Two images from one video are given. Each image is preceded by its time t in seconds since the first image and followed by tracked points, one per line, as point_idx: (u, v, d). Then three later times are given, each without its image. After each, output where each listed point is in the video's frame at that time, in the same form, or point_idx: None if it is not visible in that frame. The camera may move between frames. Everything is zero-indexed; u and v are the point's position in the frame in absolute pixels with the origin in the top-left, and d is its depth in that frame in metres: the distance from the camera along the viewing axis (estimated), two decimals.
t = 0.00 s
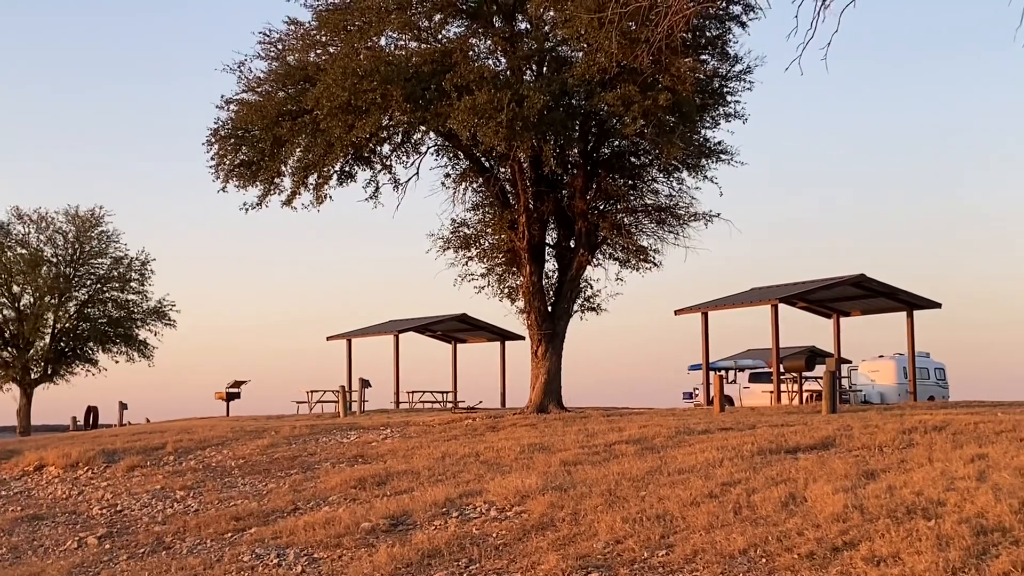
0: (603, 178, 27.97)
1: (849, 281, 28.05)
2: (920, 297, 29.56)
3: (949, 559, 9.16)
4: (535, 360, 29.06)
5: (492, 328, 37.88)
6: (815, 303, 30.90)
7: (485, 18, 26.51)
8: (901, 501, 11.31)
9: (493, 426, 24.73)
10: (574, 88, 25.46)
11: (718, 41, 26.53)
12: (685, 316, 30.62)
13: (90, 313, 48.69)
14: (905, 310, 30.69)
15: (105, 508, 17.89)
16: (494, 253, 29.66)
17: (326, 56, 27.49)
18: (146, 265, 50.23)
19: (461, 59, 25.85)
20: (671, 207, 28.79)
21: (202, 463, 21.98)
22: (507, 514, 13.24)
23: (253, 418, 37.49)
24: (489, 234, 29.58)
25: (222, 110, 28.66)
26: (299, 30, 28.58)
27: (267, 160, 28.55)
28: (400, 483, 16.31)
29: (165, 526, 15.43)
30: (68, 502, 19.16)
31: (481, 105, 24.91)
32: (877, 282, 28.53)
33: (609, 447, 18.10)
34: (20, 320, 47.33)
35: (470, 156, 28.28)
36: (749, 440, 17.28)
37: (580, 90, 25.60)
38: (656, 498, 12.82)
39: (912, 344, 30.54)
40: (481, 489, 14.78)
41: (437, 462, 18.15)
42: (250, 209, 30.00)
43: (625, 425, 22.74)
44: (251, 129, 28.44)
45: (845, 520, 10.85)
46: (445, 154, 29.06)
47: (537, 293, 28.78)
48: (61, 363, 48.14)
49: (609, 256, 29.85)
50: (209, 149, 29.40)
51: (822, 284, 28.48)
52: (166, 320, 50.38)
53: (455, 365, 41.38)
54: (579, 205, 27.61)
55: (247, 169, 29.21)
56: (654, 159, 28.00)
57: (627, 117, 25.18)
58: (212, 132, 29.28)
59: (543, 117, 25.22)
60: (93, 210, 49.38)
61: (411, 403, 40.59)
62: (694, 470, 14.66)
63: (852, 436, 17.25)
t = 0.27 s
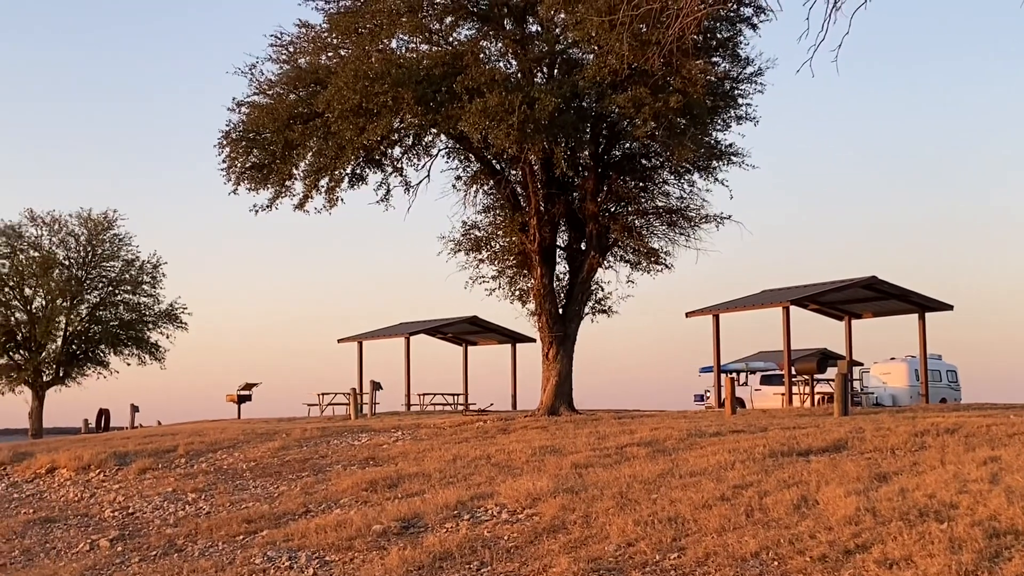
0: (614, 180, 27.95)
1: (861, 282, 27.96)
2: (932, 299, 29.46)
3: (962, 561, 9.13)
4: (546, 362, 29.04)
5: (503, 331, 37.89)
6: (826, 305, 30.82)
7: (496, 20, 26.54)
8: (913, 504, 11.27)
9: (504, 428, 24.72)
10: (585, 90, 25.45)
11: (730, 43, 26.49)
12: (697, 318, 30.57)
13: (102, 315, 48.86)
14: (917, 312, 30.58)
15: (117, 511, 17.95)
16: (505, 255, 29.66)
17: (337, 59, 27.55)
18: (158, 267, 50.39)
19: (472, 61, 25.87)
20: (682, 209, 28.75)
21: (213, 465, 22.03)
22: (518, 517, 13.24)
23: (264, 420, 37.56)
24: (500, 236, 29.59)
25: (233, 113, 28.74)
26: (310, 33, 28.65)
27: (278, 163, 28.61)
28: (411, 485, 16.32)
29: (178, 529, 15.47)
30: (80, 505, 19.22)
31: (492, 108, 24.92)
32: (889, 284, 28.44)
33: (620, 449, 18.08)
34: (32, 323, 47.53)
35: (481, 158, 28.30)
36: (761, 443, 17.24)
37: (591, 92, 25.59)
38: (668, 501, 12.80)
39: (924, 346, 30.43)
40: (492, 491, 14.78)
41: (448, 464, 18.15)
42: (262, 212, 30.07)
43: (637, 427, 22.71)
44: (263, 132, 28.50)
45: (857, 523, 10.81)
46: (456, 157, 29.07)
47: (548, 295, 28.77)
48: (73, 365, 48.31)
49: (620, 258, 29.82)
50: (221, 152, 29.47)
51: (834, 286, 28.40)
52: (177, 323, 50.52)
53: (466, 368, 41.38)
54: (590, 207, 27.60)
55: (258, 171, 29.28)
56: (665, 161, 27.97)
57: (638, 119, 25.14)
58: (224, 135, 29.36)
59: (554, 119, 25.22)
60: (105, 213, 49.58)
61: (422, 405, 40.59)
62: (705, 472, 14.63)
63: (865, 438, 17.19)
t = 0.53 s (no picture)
0: (625, 182, 27.91)
1: (874, 285, 27.87)
2: (945, 301, 29.33)
3: (977, 564, 9.08)
4: (558, 364, 29.02)
5: (515, 333, 37.88)
6: (839, 307, 30.72)
7: (508, 22, 26.58)
8: (927, 506, 11.22)
9: (516, 431, 24.71)
10: (596, 92, 25.44)
11: (742, 45, 26.45)
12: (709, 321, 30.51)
13: (115, 318, 49.03)
14: (930, 314, 30.45)
15: (130, 513, 18.00)
16: (517, 257, 29.67)
17: (348, 62, 27.61)
18: (171, 270, 50.54)
19: (484, 64, 25.89)
20: (694, 211, 28.70)
21: (226, 468, 22.07)
22: (531, 519, 13.23)
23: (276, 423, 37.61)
24: (511, 239, 29.59)
25: (245, 115, 28.81)
26: (322, 36, 28.71)
27: (290, 165, 28.68)
28: (424, 488, 16.33)
29: (191, 531, 15.50)
30: (94, 507, 19.28)
31: (503, 110, 24.92)
32: (902, 286, 28.34)
33: (633, 452, 18.05)
34: (46, 325, 47.73)
35: (493, 161, 28.31)
36: (773, 446, 17.19)
37: (603, 94, 25.58)
38: (681, 504, 12.78)
39: (937, 348, 30.30)
40: (505, 493, 14.77)
41: (460, 466, 18.15)
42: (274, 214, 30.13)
43: (649, 430, 22.67)
44: (274, 134, 28.55)
45: (871, 526, 10.77)
46: (468, 159, 29.07)
47: (560, 297, 28.75)
48: (86, 368, 48.48)
49: (632, 261, 29.79)
50: (234, 155, 29.55)
51: (846, 288, 28.31)
52: (190, 325, 50.66)
53: (478, 370, 41.37)
54: (602, 209, 27.58)
55: (270, 174, 29.34)
56: (677, 163, 27.93)
57: (649, 121, 25.11)
58: (236, 137, 29.44)
59: (566, 121, 25.21)
60: (118, 216, 49.75)
61: (434, 408, 40.58)
62: (718, 475, 14.60)
63: (878, 441, 17.13)
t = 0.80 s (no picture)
0: (637, 185, 27.88)
1: (886, 287, 27.77)
2: (958, 303, 29.22)
3: (991, 567, 9.04)
4: (569, 367, 29.01)
5: (526, 335, 37.87)
6: (851, 310, 30.62)
7: (519, 25, 26.63)
8: (941, 509, 11.17)
9: (528, 433, 24.69)
10: (608, 94, 25.42)
11: (753, 47, 26.41)
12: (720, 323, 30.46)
13: (127, 320, 49.17)
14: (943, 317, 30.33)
15: (143, 515, 18.05)
16: (528, 259, 29.67)
17: (360, 64, 27.66)
18: (183, 272, 50.69)
19: (496, 66, 25.89)
20: (705, 214, 28.66)
21: (239, 470, 22.11)
22: (543, 522, 13.23)
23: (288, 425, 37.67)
24: (523, 241, 29.60)
25: (257, 118, 28.88)
26: (333, 39, 28.78)
27: (302, 168, 28.75)
28: (436, 490, 16.33)
29: (203, 533, 15.53)
30: (107, 509, 19.35)
31: (514, 112, 24.92)
32: (915, 288, 28.23)
33: (644, 454, 18.04)
34: (58, 328, 47.92)
35: (504, 163, 28.32)
36: (786, 448, 17.14)
37: (614, 97, 25.56)
38: (693, 506, 12.75)
39: (950, 350, 30.19)
40: (517, 496, 14.76)
41: (472, 469, 18.15)
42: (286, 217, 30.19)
43: (660, 432, 22.63)
44: (286, 137, 28.61)
45: (884, 529, 10.73)
46: (479, 161, 29.08)
47: (571, 299, 28.74)
48: (98, 370, 48.64)
49: (644, 263, 29.76)
50: (246, 158, 29.63)
51: (858, 290, 28.22)
52: (202, 327, 50.79)
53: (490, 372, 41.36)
54: (613, 212, 27.56)
55: (282, 177, 29.41)
56: (688, 165, 27.89)
57: (661, 123, 25.08)
58: (248, 140, 29.52)
59: (577, 124, 25.20)
60: (130, 219, 49.92)
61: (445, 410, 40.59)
62: (730, 478, 14.56)
63: (890, 444, 17.07)
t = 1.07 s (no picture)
0: (648, 187, 27.84)
1: (898, 289, 27.68)
2: (970, 306, 29.11)
3: (1004, 570, 9.00)
4: (581, 369, 28.99)
5: (538, 337, 37.85)
6: (863, 312, 30.53)
7: (530, 27, 26.67)
8: (954, 512, 11.12)
9: (539, 436, 24.68)
10: (619, 97, 25.41)
11: (765, 49, 26.36)
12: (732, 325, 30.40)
13: (138, 323, 49.32)
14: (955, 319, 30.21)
15: (156, 517, 18.11)
16: (539, 262, 29.68)
17: (371, 67, 27.71)
18: (194, 275, 50.80)
19: (507, 69, 25.90)
20: (717, 216, 28.62)
21: (251, 472, 22.15)
22: (555, 524, 13.22)
23: (300, 427, 37.72)
24: (534, 243, 29.60)
25: (269, 121, 28.95)
26: (345, 42, 28.84)
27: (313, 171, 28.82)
28: (448, 492, 16.33)
29: (216, 535, 15.57)
30: (119, 511, 19.41)
31: (526, 115, 24.93)
32: (927, 290, 28.13)
33: (656, 456, 18.01)
34: (70, 330, 48.09)
35: (516, 165, 28.33)
36: (798, 451, 17.09)
37: (626, 99, 25.55)
38: (706, 509, 12.72)
39: (962, 352, 30.07)
40: (529, 498, 14.75)
41: (484, 471, 18.15)
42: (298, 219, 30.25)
43: (672, 435, 22.59)
44: (298, 140, 28.67)
45: (897, 531, 10.69)
46: (491, 164, 29.09)
47: (583, 302, 28.72)
48: (110, 372, 48.79)
49: (655, 265, 29.74)
50: (257, 161, 29.71)
51: (871, 293, 28.14)
52: (213, 329, 50.91)
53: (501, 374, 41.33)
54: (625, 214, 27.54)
55: (294, 179, 29.49)
56: (700, 167, 27.85)
57: (673, 126, 25.05)
58: (260, 143, 29.60)
59: (589, 126, 25.18)
60: (142, 221, 50.07)
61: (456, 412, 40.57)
62: (743, 480, 14.52)
63: (903, 446, 17.01)
